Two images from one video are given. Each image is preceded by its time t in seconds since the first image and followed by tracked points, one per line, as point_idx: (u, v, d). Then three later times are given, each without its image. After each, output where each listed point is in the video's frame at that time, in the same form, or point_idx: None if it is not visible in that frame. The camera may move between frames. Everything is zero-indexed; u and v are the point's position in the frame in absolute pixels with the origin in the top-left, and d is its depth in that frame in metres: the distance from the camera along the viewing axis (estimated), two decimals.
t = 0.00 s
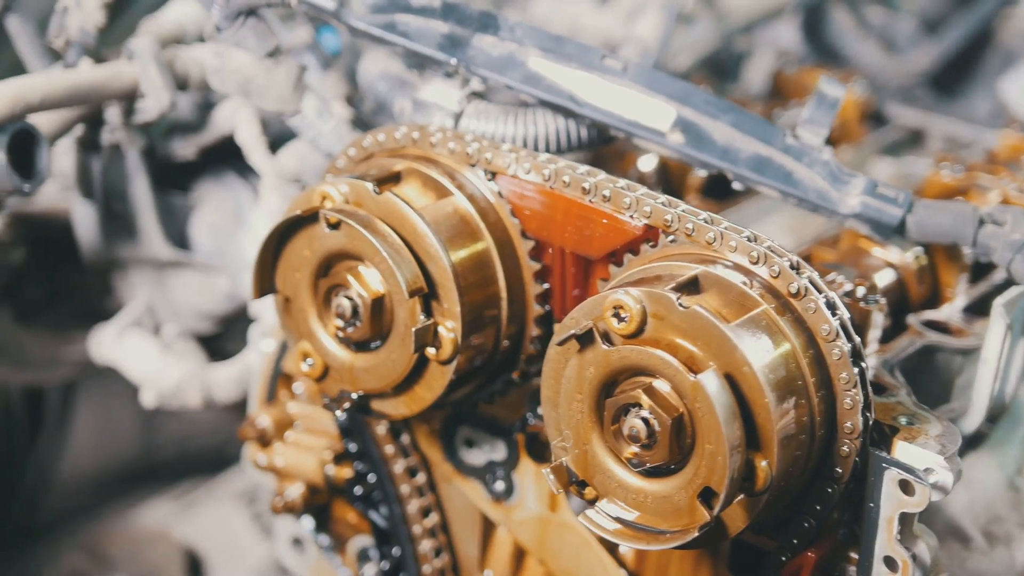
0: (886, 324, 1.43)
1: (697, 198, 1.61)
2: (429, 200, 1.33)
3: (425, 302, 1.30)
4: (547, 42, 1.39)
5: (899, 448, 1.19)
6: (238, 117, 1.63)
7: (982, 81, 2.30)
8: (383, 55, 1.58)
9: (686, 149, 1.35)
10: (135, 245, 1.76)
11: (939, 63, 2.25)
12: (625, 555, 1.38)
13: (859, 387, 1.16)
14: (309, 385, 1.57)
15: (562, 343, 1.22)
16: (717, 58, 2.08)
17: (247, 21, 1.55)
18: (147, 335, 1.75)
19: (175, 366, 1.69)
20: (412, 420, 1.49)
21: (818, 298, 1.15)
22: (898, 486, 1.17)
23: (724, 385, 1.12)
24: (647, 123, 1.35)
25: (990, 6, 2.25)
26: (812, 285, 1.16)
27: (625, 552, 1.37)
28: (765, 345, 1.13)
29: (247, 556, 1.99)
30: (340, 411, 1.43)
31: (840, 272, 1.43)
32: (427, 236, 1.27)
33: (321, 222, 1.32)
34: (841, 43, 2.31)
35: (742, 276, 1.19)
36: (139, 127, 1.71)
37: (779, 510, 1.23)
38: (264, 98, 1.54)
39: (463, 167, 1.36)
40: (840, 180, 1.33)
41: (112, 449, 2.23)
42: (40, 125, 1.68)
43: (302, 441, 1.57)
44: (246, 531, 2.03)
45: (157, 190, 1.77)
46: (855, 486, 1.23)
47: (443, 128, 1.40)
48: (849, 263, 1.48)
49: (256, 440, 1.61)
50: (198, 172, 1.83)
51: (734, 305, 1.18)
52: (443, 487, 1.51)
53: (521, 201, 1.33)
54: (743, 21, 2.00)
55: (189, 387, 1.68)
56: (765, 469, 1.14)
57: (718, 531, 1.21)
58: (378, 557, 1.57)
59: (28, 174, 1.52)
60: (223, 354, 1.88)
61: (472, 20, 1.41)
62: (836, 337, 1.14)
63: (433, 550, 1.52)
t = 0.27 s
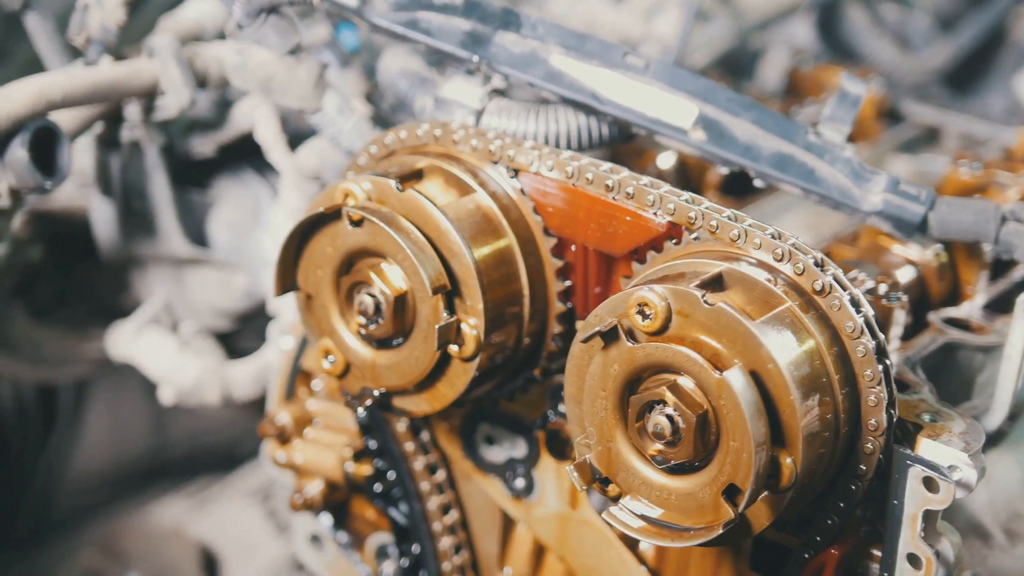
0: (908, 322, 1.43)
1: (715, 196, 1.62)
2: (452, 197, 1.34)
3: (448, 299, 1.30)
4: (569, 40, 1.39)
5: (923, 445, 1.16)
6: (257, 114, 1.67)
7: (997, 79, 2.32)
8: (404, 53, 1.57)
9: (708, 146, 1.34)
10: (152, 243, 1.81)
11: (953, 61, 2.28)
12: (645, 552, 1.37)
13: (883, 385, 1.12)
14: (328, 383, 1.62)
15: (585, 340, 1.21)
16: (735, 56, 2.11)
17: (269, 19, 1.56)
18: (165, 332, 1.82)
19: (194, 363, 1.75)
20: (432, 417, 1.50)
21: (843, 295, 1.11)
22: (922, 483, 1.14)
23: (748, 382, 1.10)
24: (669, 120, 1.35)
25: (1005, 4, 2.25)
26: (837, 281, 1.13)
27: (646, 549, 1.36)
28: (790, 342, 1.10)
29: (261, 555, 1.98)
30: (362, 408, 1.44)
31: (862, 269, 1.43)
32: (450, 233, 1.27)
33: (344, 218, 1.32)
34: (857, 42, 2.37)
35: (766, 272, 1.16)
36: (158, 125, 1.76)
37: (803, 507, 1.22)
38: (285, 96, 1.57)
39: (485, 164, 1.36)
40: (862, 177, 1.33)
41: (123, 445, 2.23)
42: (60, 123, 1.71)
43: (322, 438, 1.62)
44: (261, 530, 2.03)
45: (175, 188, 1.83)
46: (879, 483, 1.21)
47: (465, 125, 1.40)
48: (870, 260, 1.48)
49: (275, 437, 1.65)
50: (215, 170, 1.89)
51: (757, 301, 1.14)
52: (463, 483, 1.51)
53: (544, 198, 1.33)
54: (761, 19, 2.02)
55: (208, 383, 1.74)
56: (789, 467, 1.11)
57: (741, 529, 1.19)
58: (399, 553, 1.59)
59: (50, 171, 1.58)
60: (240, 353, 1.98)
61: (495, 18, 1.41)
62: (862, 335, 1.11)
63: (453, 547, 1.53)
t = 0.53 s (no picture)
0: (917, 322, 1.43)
1: (722, 196, 1.62)
2: (461, 197, 1.33)
3: (456, 299, 1.30)
4: (578, 39, 1.39)
5: (931, 445, 1.15)
6: (265, 115, 1.68)
7: (1003, 79, 2.33)
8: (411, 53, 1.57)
9: (716, 146, 1.35)
10: (160, 242, 1.82)
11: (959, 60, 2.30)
12: (653, 552, 1.37)
13: (892, 385, 1.12)
14: (335, 383, 1.62)
15: (594, 341, 1.20)
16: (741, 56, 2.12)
17: (277, 18, 1.58)
18: (172, 332, 1.82)
19: (202, 363, 1.76)
20: (439, 417, 1.51)
21: (851, 296, 1.11)
22: (932, 482, 1.13)
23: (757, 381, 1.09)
24: (678, 121, 1.35)
25: (1011, 4, 2.25)
26: (846, 281, 1.13)
27: (653, 548, 1.36)
28: (799, 341, 1.10)
29: (267, 556, 1.98)
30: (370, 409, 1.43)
31: (870, 268, 1.43)
32: (459, 233, 1.27)
33: (353, 218, 1.32)
34: (863, 42, 2.40)
35: (775, 272, 1.15)
36: (165, 124, 1.76)
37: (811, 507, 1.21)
38: (293, 96, 1.58)
39: (493, 164, 1.37)
40: (871, 177, 1.33)
41: (127, 445, 2.25)
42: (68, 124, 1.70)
43: (329, 438, 1.63)
44: (267, 530, 2.03)
45: (183, 187, 1.84)
46: (889, 483, 1.21)
47: (473, 125, 1.40)
48: (878, 259, 1.48)
49: (283, 437, 1.66)
50: (223, 170, 1.89)
51: (765, 301, 1.14)
52: (470, 483, 1.52)
53: (553, 198, 1.33)
54: (766, 19, 2.04)
55: (215, 382, 1.75)
56: (799, 467, 1.10)
57: (750, 530, 1.18)
58: (406, 553, 1.58)
59: (58, 171, 1.60)
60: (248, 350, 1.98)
61: (504, 18, 1.42)
62: (870, 335, 1.10)
63: (460, 547, 1.53)
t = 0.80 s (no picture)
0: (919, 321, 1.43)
1: (723, 196, 1.62)
2: (462, 197, 1.33)
3: (458, 299, 1.30)
4: (579, 39, 1.39)
5: (933, 445, 1.15)
6: (266, 114, 1.67)
7: (1004, 78, 2.33)
8: (413, 52, 1.58)
9: (718, 146, 1.34)
10: (161, 242, 1.82)
11: (960, 60, 2.31)
12: (654, 552, 1.37)
13: (894, 384, 1.12)
14: (337, 382, 1.62)
15: (596, 340, 1.20)
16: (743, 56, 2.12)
17: (279, 18, 1.59)
18: (173, 332, 1.83)
19: (203, 363, 1.76)
20: (441, 417, 1.51)
21: (853, 295, 1.11)
22: (933, 482, 1.13)
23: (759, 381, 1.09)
24: (679, 120, 1.35)
25: (1012, 4, 2.26)
26: (848, 281, 1.13)
27: (654, 547, 1.36)
28: (801, 341, 1.10)
29: (267, 556, 1.98)
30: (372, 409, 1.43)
31: (871, 268, 1.43)
32: (461, 233, 1.27)
33: (354, 218, 1.32)
34: (864, 42, 2.41)
35: (777, 271, 1.15)
36: (167, 124, 1.76)
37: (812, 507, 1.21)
38: (294, 95, 1.58)
39: (495, 163, 1.37)
40: (872, 177, 1.33)
41: (128, 445, 2.25)
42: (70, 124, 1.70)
43: (330, 437, 1.63)
44: (267, 530, 2.03)
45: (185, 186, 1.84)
46: (889, 482, 1.21)
47: (475, 124, 1.41)
48: (879, 258, 1.48)
49: (284, 437, 1.66)
50: (224, 170, 1.90)
51: (767, 300, 1.14)
52: (471, 483, 1.52)
53: (554, 198, 1.33)
54: (766, 19, 2.05)
55: (216, 382, 1.75)
56: (801, 466, 1.10)
57: (752, 529, 1.18)
58: (407, 553, 1.58)
59: (59, 172, 1.60)
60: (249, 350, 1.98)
61: (505, 18, 1.42)
62: (872, 334, 1.10)
63: (461, 547, 1.54)
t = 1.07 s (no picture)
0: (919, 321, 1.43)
1: (723, 196, 1.62)
2: (462, 196, 1.34)
3: (458, 298, 1.30)
4: (580, 39, 1.39)
5: (932, 444, 1.15)
6: (266, 114, 1.68)
7: (1005, 79, 2.33)
8: (412, 52, 1.61)
9: (718, 145, 1.34)
10: (161, 241, 1.83)
11: (960, 59, 2.31)
12: (654, 552, 1.37)
13: (894, 384, 1.12)
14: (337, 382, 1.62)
15: (596, 340, 1.20)
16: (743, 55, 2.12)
17: (278, 18, 1.58)
18: (173, 331, 1.83)
19: (203, 362, 1.76)
20: (441, 416, 1.51)
21: (853, 295, 1.11)
22: (933, 481, 1.13)
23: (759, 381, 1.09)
24: (679, 120, 1.35)
25: (1012, 4, 2.26)
26: (848, 281, 1.13)
27: (654, 547, 1.36)
28: (801, 341, 1.10)
29: (267, 555, 1.98)
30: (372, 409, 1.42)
31: (871, 268, 1.43)
32: (460, 232, 1.27)
33: (354, 218, 1.32)
34: (864, 41, 2.41)
35: (777, 271, 1.15)
36: (166, 123, 1.76)
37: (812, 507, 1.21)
38: (295, 95, 1.58)
39: (495, 163, 1.37)
40: (872, 176, 1.33)
41: (127, 444, 2.26)
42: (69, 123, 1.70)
43: (330, 437, 1.63)
44: (267, 529, 2.03)
45: (185, 186, 1.85)
46: (890, 482, 1.21)
47: (475, 124, 1.41)
48: (879, 258, 1.48)
49: (284, 437, 1.66)
50: (224, 170, 1.90)
51: (767, 300, 1.14)
52: (472, 483, 1.52)
53: (554, 197, 1.33)
54: (767, 19, 2.05)
55: (215, 381, 1.75)
56: (800, 466, 1.10)
57: (751, 529, 1.18)
58: (407, 553, 1.58)
59: (59, 171, 1.60)
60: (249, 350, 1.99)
61: (504, 17, 1.42)
62: (872, 334, 1.10)
63: (461, 547, 1.54)
